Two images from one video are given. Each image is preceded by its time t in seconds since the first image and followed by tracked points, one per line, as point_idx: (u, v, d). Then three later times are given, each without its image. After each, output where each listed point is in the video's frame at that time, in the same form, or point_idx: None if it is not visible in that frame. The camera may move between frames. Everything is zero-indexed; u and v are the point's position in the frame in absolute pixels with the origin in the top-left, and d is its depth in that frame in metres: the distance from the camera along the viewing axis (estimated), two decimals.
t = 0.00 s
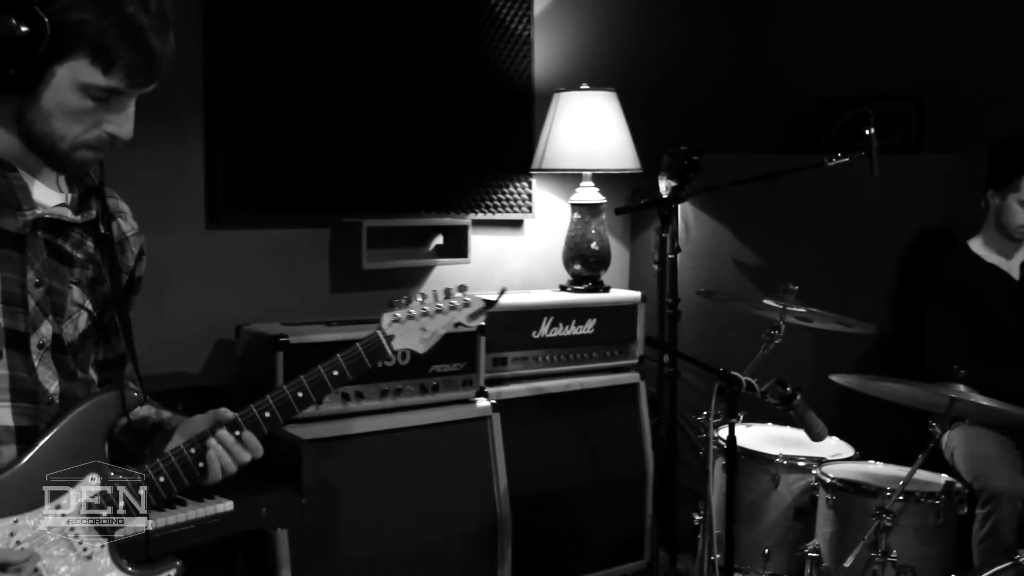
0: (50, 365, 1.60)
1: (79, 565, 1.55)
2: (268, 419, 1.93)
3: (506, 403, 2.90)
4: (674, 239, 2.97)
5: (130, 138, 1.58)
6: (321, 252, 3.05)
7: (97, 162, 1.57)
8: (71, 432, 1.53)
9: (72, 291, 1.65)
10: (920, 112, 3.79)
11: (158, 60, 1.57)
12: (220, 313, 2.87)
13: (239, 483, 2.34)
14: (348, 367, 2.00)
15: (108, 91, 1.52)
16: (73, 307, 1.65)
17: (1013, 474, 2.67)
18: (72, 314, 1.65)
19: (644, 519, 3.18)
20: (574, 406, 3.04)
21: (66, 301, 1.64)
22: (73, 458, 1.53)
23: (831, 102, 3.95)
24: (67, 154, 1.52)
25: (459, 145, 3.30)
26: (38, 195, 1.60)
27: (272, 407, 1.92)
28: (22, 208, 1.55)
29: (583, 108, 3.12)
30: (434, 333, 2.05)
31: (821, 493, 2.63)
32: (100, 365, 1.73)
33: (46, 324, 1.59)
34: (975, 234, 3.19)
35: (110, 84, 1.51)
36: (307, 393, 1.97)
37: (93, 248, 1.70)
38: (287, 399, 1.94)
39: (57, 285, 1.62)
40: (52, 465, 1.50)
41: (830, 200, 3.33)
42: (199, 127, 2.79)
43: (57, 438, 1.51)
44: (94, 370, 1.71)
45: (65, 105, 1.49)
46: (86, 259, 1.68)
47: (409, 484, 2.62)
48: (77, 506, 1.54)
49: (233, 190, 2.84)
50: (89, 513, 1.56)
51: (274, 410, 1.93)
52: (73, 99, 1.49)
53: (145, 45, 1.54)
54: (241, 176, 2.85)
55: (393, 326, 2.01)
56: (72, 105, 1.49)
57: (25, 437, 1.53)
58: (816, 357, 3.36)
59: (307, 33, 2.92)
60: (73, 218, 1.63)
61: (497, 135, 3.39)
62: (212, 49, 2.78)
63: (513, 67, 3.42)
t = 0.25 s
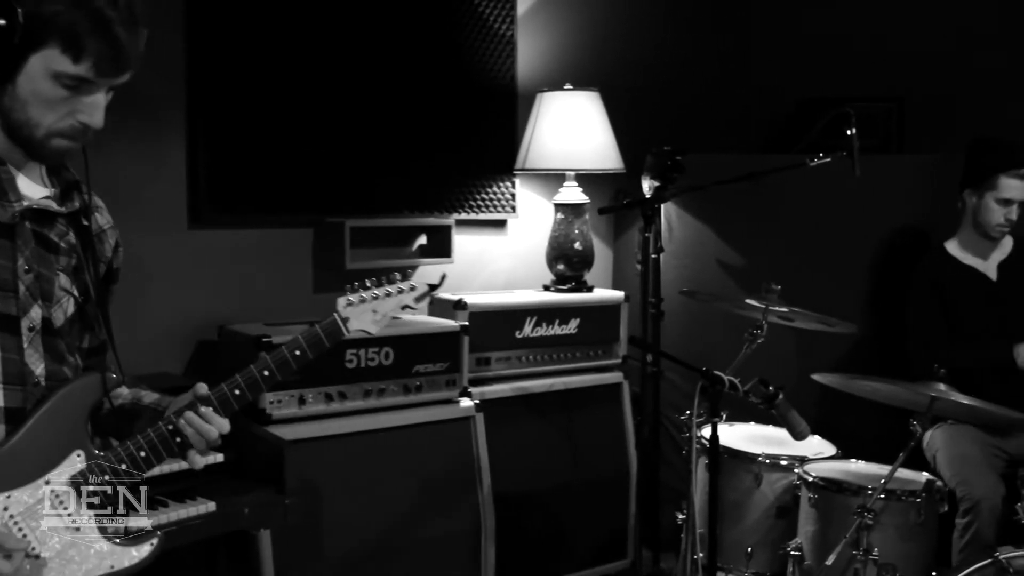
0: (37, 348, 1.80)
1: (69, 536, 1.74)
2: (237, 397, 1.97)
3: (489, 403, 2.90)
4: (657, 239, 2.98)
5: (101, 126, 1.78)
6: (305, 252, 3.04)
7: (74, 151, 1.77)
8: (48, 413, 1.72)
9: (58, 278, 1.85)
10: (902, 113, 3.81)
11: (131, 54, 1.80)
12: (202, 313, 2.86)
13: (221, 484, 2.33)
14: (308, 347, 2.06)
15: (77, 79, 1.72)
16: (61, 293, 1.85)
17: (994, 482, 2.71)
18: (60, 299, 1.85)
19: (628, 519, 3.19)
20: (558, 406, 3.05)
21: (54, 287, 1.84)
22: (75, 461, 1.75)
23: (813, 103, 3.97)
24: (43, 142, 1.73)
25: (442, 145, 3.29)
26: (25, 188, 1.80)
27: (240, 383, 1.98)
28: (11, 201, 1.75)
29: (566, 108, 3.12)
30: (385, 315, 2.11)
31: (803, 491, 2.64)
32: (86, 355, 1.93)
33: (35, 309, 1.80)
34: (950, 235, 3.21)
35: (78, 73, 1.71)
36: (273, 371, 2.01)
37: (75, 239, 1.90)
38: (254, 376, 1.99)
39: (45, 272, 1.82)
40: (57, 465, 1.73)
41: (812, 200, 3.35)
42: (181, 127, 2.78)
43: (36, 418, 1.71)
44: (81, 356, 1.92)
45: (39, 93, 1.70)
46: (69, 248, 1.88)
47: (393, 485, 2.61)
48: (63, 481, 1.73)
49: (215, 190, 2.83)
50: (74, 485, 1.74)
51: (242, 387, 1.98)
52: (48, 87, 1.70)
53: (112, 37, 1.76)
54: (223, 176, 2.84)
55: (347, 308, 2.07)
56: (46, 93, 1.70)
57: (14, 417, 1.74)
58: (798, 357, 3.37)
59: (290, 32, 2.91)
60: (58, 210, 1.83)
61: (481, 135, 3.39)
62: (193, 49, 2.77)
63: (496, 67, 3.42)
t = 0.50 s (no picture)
0: (17, 343, 1.87)
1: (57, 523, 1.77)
2: (217, 386, 2.05)
3: (471, 403, 2.90)
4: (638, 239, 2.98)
5: (62, 127, 1.79)
6: (286, 252, 3.03)
7: (37, 151, 1.79)
8: (36, 404, 1.78)
9: (34, 274, 1.90)
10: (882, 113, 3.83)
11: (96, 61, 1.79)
12: (182, 313, 2.85)
13: (202, 484, 2.32)
14: (285, 337, 2.16)
15: (36, 81, 1.71)
16: (38, 289, 1.91)
17: (971, 469, 2.73)
18: (37, 295, 1.90)
19: (610, 518, 3.19)
20: (540, 406, 3.05)
21: (30, 283, 1.89)
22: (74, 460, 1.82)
23: (794, 103, 3.99)
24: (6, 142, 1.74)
25: (424, 145, 3.29)
26: None
27: (220, 373, 2.05)
28: None
29: (547, 108, 3.13)
30: (357, 305, 2.23)
31: (784, 490, 2.65)
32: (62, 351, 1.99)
33: (13, 305, 1.86)
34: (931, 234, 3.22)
35: (37, 74, 1.71)
36: (251, 361, 2.10)
37: (51, 237, 1.94)
38: (234, 366, 2.07)
39: (21, 269, 1.88)
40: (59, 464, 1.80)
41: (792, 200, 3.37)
42: (160, 127, 2.77)
43: (24, 410, 1.76)
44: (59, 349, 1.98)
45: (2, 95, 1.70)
46: (45, 246, 1.93)
47: (374, 485, 2.61)
48: (50, 470, 1.78)
49: (195, 190, 2.81)
50: (61, 473, 1.79)
51: (223, 376, 2.06)
52: (8, 89, 1.70)
53: (71, 42, 1.74)
54: (203, 176, 2.82)
55: (322, 300, 2.17)
56: (7, 95, 1.70)
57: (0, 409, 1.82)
58: (779, 356, 3.39)
59: (270, 32, 2.90)
60: (31, 208, 1.87)
61: (462, 135, 3.39)
62: (173, 49, 2.75)
63: (478, 67, 3.42)
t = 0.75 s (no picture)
0: None
1: (28, 527, 1.81)
2: (198, 383, 2.04)
3: (453, 403, 2.90)
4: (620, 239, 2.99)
5: (21, 121, 2.01)
6: (266, 252, 3.02)
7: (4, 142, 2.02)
8: (9, 405, 1.81)
9: (7, 274, 1.98)
10: (862, 114, 3.85)
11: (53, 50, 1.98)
12: (162, 314, 2.83)
13: (182, 485, 2.31)
14: (269, 332, 2.14)
15: None
16: (10, 288, 1.98)
17: (950, 478, 2.74)
18: (9, 295, 1.98)
19: (592, 518, 3.19)
20: (522, 406, 3.05)
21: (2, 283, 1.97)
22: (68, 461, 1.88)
23: (774, 104, 4.01)
24: None
25: (405, 145, 3.28)
26: None
27: (200, 372, 2.05)
28: None
29: (529, 108, 3.13)
30: (349, 297, 2.27)
31: (765, 489, 2.67)
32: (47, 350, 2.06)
33: None
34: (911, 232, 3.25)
35: None
36: (233, 358, 2.09)
37: (26, 236, 2.02)
38: (214, 364, 2.07)
39: None
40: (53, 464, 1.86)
41: (773, 201, 3.38)
42: (139, 128, 2.75)
43: None
44: (38, 349, 2.04)
45: None
46: (20, 244, 2.01)
47: (356, 486, 2.60)
48: (22, 472, 1.81)
49: (175, 190, 2.80)
50: (32, 476, 1.83)
51: (203, 374, 2.05)
52: None
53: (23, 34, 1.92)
54: (183, 177, 2.81)
55: (314, 294, 2.20)
56: None
57: None
58: (760, 355, 3.40)
59: (250, 33, 2.90)
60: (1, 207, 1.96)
61: (444, 135, 3.39)
62: (152, 49, 2.74)
63: (459, 66, 3.42)
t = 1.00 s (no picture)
0: None
1: None
2: (181, 396, 2.02)
3: (436, 403, 2.90)
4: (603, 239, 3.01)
5: None
6: (247, 252, 3.00)
7: None
8: None
9: None
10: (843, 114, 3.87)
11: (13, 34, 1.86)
12: (143, 315, 2.82)
13: (164, 486, 2.29)
14: (262, 342, 2.12)
15: None
16: None
17: (933, 466, 2.75)
18: None
19: (575, 517, 3.20)
20: (505, 406, 3.05)
21: None
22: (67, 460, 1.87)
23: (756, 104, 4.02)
24: None
25: (388, 145, 3.28)
26: None
27: (184, 384, 2.02)
28: None
29: (511, 108, 3.13)
30: (349, 305, 2.22)
31: (747, 487, 2.68)
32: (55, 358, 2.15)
33: None
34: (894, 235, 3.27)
35: None
36: (221, 369, 2.07)
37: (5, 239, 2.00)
38: (199, 375, 2.04)
39: None
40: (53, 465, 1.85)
41: (755, 200, 3.39)
42: (119, 128, 2.74)
43: None
44: (20, 356, 2.00)
45: None
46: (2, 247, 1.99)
47: (339, 486, 2.60)
48: None
49: (156, 191, 2.79)
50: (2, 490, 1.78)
51: (186, 386, 2.02)
52: None
53: None
54: (164, 177, 2.80)
55: (312, 302, 2.16)
56: None
57: None
58: (742, 355, 3.42)
59: (232, 32, 2.89)
60: None
61: (426, 135, 3.38)
62: (133, 49, 2.72)
63: (442, 66, 3.41)
